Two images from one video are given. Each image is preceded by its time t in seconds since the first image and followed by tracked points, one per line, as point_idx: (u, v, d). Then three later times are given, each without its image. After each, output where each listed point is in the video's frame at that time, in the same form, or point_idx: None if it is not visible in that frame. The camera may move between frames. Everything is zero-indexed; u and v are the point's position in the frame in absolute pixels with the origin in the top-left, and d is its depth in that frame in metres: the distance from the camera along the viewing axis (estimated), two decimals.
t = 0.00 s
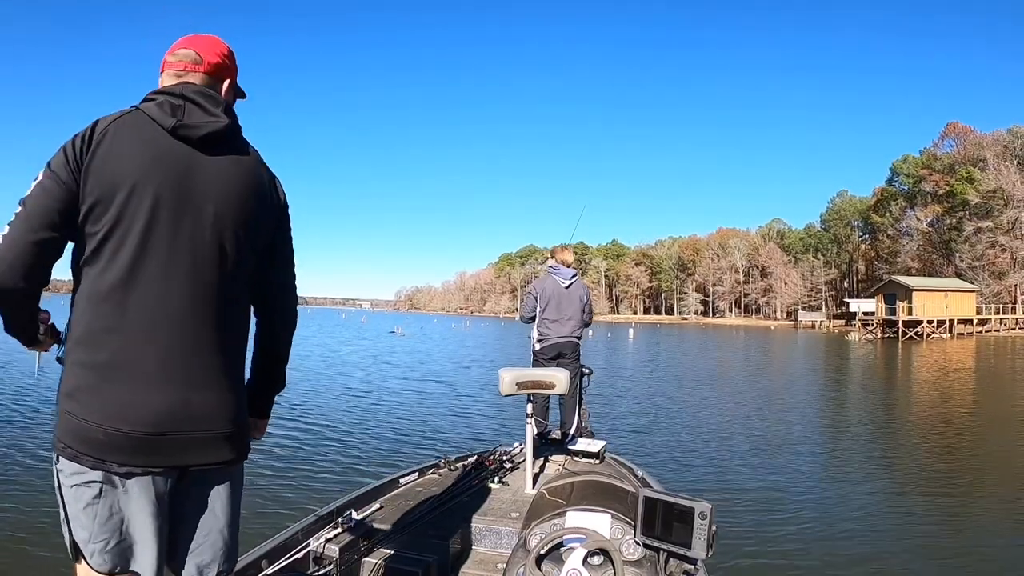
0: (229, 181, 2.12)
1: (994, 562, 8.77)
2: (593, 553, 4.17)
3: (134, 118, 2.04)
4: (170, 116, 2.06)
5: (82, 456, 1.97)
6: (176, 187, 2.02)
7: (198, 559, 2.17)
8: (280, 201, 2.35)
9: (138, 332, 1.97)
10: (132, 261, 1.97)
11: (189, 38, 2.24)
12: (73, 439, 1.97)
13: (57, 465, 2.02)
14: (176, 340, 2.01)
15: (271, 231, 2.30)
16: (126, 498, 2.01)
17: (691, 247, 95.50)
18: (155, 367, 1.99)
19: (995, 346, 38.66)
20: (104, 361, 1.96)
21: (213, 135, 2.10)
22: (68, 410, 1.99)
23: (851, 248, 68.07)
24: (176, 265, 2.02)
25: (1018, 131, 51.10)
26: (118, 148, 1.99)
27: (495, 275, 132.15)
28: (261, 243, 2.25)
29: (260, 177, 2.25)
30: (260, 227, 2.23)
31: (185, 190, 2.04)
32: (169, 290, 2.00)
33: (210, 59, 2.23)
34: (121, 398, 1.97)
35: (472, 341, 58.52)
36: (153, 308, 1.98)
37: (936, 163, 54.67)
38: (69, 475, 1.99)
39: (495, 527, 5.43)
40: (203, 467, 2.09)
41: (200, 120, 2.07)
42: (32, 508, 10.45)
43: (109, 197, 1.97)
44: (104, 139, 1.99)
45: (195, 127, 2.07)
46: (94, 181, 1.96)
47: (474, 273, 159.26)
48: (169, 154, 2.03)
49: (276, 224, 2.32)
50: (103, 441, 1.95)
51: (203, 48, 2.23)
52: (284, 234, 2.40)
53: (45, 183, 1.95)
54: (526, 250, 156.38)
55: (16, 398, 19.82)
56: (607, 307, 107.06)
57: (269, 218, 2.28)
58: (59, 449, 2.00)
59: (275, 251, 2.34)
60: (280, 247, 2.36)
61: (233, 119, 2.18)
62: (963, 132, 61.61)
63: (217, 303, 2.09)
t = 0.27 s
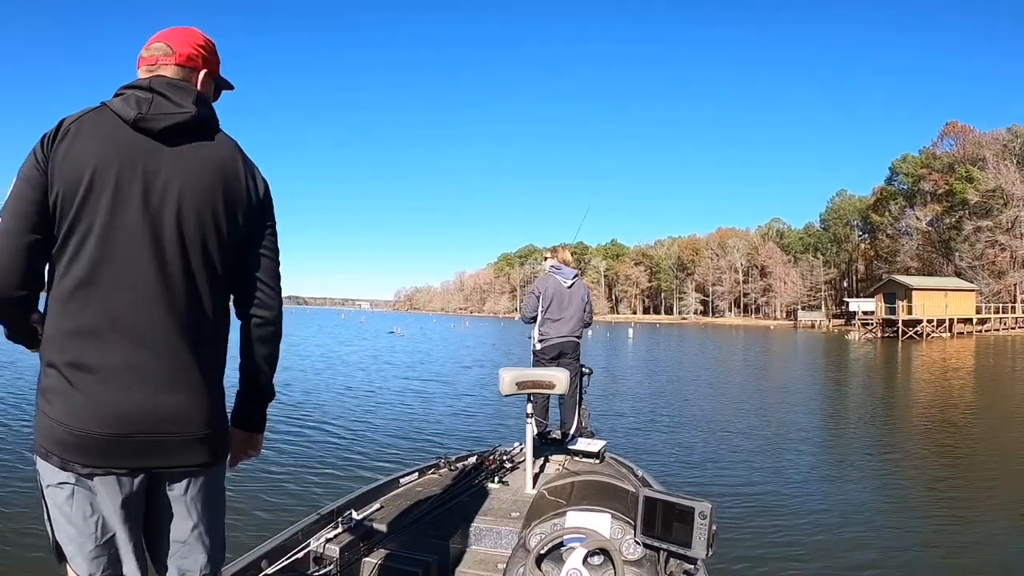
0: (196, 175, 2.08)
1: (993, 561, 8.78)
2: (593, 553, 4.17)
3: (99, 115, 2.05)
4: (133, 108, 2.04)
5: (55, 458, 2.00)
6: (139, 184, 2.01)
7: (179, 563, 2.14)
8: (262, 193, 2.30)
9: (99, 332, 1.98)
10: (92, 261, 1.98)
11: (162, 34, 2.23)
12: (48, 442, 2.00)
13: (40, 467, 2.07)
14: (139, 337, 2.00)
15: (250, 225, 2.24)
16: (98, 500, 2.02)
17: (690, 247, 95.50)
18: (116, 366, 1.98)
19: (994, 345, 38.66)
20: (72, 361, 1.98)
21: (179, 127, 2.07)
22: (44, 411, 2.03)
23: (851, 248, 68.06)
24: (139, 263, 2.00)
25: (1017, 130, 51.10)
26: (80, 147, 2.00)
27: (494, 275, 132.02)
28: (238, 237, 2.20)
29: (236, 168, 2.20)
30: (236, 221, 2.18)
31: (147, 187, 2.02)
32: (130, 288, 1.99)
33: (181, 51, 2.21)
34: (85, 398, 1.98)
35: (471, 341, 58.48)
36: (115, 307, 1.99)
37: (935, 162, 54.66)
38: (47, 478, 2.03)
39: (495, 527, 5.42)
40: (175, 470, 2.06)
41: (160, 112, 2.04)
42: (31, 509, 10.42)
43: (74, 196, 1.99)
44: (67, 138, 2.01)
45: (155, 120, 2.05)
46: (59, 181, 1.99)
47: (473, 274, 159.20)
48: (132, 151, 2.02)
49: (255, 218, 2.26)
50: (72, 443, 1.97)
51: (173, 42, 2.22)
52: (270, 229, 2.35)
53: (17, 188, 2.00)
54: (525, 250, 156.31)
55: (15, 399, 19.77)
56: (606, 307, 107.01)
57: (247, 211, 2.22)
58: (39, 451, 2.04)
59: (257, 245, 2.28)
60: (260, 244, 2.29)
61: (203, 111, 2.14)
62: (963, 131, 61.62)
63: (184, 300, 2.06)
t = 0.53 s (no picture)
0: (159, 165, 2.04)
1: (991, 563, 8.79)
2: (593, 553, 4.17)
3: (64, 111, 2.07)
4: (96, 100, 2.04)
5: (30, 459, 2.04)
6: (99, 179, 2.00)
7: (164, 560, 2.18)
8: (237, 182, 2.25)
9: (59, 331, 2.00)
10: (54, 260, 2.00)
11: (134, 26, 2.23)
12: (25, 443, 2.05)
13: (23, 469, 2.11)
14: (100, 334, 1.99)
15: (223, 217, 2.19)
16: (74, 503, 2.04)
17: (690, 248, 95.44)
18: (76, 365, 1.99)
19: (994, 348, 38.66)
20: (40, 360, 2.01)
21: (142, 116, 2.05)
22: (22, 412, 2.08)
23: (851, 250, 68.06)
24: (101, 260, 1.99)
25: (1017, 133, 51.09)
26: (45, 146, 2.03)
27: (494, 275, 131.87)
28: (210, 229, 2.16)
29: (207, 157, 2.14)
30: (206, 213, 2.14)
31: (107, 181, 2.01)
32: (90, 285, 1.99)
33: (150, 43, 2.19)
34: (52, 399, 2.00)
35: (471, 341, 58.44)
36: (76, 305, 1.99)
37: (936, 165, 54.58)
38: (28, 480, 2.07)
39: (495, 527, 5.43)
40: (147, 473, 2.06)
41: (119, 104, 2.02)
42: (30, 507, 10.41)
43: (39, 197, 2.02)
44: (31, 139, 2.04)
45: (115, 111, 2.03)
46: (28, 182, 2.03)
47: (472, 274, 159.07)
48: (92, 146, 2.01)
49: (228, 209, 2.21)
50: (44, 445, 2.00)
51: (142, 34, 2.21)
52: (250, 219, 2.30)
53: None
54: (525, 250, 156.27)
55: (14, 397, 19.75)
56: (606, 308, 106.90)
57: (219, 204, 2.18)
58: (21, 453, 2.09)
59: (233, 235, 2.22)
60: (235, 234, 2.24)
61: (168, 98, 2.10)
62: (963, 134, 61.59)
63: (149, 296, 2.03)
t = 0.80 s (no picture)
0: (127, 156, 2.03)
1: (988, 566, 8.81)
2: (593, 553, 4.18)
3: (35, 112, 2.09)
4: (63, 97, 2.05)
5: (16, 465, 2.06)
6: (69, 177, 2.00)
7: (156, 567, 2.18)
8: (213, 170, 2.23)
9: (32, 330, 2.00)
10: (26, 259, 2.01)
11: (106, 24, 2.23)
12: (12, 453, 2.07)
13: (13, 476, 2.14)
14: (70, 331, 1.98)
15: (198, 205, 2.18)
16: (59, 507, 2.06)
17: (690, 250, 95.43)
18: (50, 364, 1.99)
19: (994, 352, 38.65)
20: (17, 363, 2.02)
21: (108, 107, 2.05)
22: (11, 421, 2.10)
23: (851, 253, 68.01)
24: (74, 256, 1.99)
25: (1018, 137, 51.06)
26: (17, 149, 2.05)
27: (494, 276, 131.81)
28: (186, 220, 2.14)
29: (181, 149, 2.13)
30: (181, 205, 2.12)
31: (77, 177, 2.01)
32: (61, 283, 1.99)
33: (120, 36, 2.20)
34: (29, 403, 2.01)
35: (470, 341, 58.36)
36: (45, 304, 1.99)
37: (936, 168, 54.37)
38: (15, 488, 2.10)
39: (495, 527, 5.43)
40: (126, 476, 2.04)
41: (87, 99, 2.03)
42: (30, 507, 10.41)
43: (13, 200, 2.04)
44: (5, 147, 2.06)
45: (80, 104, 2.04)
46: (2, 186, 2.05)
47: (472, 274, 158.94)
48: (61, 143, 2.02)
49: (204, 198, 2.19)
50: (26, 451, 2.02)
51: (114, 28, 2.21)
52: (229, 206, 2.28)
53: None
54: (525, 251, 156.22)
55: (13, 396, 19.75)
56: (606, 310, 106.82)
57: (195, 192, 2.16)
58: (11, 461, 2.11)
59: (210, 223, 2.21)
60: (212, 221, 2.22)
61: (134, 88, 2.10)
62: (964, 137, 61.56)
63: (124, 290, 2.02)
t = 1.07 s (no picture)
0: (129, 156, 2.03)
1: (986, 568, 8.83)
2: (593, 553, 4.18)
3: (34, 113, 2.09)
4: (63, 97, 2.05)
5: (21, 465, 2.05)
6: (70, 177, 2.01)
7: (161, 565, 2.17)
8: (214, 168, 2.24)
9: (35, 331, 2.01)
10: (30, 262, 2.02)
11: (105, 23, 2.24)
12: (16, 451, 2.07)
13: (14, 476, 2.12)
14: (73, 329, 1.99)
15: (200, 204, 2.19)
16: (63, 505, 2.04)
17: (689, 251, 95.35)
18: (54, 365, 1.99)
19: (993, 355, 38.63)
20: (24, 365, 2.03)
21: (107, 107, 2.05)
22: (13, 420, 2.09)
23: (850, 255, 67.98)
24: (77, 256, 2.00)
25: (1018, 140, 51.06)
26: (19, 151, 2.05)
27: (493, 277, 131.81)
28: (189, 217, 2.15)
29: (183, 147, 2.14)
30: (184, 204, 2.13)
31: (80, 177, 2.01)
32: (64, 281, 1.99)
33: (119, 36, 2.20)
34: (34, 402, 2.01)
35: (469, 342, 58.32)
36: (48, 305, 2.00)
37: (937, 171, 54.05)
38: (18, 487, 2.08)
39: (495, 528, 5.43)
40: (131, 472, 2.05)
41: (90, 99, 2.03)
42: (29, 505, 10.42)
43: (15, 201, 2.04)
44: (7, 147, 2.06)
45: (81, 104, 2.04)
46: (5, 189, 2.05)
47: (472, 275, 158.82)
48: (61, 144, 2.02)
49: (206, 196, 2.20)
50: (32, 450, 2.02)
51: (113, 29, 2.21)
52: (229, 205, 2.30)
53: None
54: (525, 251, 156.11)
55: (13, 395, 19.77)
56: (605, 311, 106.75)
57: (196, 190, 2.17)
58: (12, 462, 2.09)
59: (213, 220, 2.23)
60: (216, 219, 2.25)
61: (133, 87, 2.10)
62: (964, 140, 61.57)
63: (127, 289, 2.03)
